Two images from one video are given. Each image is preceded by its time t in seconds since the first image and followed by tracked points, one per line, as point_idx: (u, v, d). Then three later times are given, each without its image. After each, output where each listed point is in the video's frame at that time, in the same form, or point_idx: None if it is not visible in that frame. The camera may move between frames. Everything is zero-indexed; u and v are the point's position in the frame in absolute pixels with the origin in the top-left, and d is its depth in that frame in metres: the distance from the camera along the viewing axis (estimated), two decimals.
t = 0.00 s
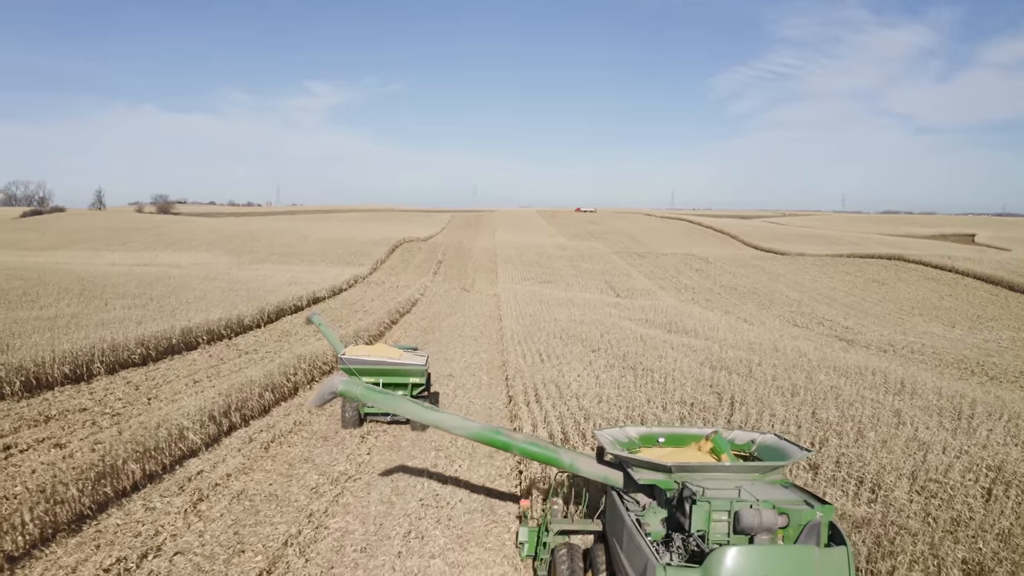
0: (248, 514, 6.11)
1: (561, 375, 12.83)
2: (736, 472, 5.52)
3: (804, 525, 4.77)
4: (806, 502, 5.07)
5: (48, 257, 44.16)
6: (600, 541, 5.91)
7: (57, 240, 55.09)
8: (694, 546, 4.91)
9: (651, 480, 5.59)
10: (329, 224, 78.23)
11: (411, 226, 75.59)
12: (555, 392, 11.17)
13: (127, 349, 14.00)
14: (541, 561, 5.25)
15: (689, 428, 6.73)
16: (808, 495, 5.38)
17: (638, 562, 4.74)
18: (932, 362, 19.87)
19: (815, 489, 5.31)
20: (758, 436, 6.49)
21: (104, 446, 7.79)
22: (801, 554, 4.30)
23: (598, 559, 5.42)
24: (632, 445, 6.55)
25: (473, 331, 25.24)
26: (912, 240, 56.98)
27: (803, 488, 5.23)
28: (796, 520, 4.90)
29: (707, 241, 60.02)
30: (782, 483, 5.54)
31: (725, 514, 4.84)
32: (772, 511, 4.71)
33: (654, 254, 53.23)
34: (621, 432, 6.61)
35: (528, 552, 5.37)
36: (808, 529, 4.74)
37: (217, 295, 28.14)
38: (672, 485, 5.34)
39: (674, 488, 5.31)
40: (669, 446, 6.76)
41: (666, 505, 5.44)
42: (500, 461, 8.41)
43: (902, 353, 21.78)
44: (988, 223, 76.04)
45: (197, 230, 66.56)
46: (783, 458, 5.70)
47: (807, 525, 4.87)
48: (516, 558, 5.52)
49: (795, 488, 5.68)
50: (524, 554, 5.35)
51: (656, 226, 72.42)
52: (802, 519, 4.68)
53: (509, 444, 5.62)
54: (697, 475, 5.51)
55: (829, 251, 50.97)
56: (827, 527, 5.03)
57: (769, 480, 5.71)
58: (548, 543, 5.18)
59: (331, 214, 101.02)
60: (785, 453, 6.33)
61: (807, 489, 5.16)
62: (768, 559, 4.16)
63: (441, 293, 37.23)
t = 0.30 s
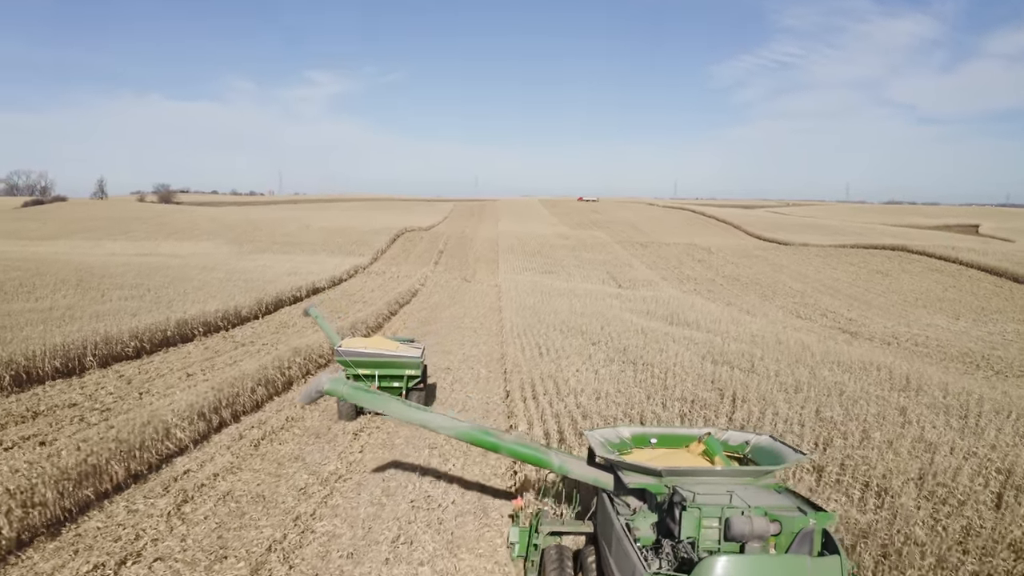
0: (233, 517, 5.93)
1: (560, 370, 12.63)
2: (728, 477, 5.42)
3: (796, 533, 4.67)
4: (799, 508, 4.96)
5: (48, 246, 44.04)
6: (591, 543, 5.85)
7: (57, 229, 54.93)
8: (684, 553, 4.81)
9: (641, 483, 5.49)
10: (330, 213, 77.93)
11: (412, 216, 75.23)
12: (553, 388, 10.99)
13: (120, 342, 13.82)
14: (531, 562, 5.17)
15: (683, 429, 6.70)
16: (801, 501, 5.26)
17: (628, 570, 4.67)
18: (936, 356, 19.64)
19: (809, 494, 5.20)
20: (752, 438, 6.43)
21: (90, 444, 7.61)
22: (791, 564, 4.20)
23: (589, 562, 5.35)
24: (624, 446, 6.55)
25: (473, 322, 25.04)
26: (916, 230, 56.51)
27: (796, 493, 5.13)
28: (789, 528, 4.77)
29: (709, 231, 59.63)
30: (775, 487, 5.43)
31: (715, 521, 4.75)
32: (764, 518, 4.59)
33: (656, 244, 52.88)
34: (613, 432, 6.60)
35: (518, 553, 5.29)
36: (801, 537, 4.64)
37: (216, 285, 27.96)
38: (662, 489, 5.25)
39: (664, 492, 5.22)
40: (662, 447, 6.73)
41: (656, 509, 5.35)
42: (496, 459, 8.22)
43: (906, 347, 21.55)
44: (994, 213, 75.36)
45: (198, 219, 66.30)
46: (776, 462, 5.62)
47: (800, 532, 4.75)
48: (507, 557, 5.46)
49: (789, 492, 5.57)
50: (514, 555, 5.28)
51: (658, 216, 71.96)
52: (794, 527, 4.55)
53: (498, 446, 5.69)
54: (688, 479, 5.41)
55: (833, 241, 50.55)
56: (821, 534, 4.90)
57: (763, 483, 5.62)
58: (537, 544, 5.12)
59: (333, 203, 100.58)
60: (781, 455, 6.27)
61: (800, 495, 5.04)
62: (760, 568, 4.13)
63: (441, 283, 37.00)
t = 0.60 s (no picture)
0: (218, 520, 5.76)
1: (558, 364, 12.44)
2: (720, 481, 5.27)
3: (789, 539, 4.56)
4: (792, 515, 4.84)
5: (48, 236, 43.90)
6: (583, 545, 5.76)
7: (57, 218, 54.77)
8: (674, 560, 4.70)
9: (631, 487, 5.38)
10: (331, 202, 77.55)
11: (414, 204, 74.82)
12: (551, 383, 10.81)
13: (112, 335, 13.66)
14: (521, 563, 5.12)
15: (676, 429, 6.63)
16: (794, 506, 5.14)
17: None
18: (940, 349, 19.40)
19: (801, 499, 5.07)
20: (747, 439, 6.37)
21: (75, 442, 7.45)
22: (782, 573, 4.23)
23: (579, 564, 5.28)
24: (616, 446, 6.49)
25: (472, 313, 24.85)
26: (920, 220, 56.04)
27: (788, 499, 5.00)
28: (781, 535, 4.64)
29: (713, 220, 59.16)
30: (769, 491, 5.29)
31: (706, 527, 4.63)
32: (756, 525, 4.46)
33: (659, 233, 52.50)
34: (604, 432, 6.53)
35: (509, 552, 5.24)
36: (794, 544, 4.52)
37: (214, 275, 27.80)
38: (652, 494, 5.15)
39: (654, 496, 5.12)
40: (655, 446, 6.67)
41: (646, 513, 5.24)
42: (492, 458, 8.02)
43: (910, 339, 21.31)
44: (999, 203, 74.62)
45: (198, 207, 66.00)
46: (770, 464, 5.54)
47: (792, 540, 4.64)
48: (497, 558, 5.37)
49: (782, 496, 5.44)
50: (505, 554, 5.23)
51: (661, 204, 71.48)
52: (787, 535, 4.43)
53: (487, 446, 5.53)
54: (678, 483, 5.28)
55: (837, 230, 50.11)
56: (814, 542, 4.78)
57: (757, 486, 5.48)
58: (528, 545, 5.09)
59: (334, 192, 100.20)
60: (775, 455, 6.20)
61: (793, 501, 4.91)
62: None
63: (442, 273, 36.78)
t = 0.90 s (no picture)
0: (203, 523, 5.61)
1: (557, 358, 12.25)
2: (711, 485, 5.21)
3: (780, 547, 4.52)
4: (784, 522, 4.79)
5: (48, 225, 43.75)
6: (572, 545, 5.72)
7: (58, 207, 54.65)
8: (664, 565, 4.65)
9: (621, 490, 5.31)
10: (333, 190, 77.24)
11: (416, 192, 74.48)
12: (549, 378, 10.66)
13: (105, 327, 13.55)
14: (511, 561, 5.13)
15: (669, 428, 6.50)
16: (787, 512, 5.07)
17: None
18: (945, 341, 19.16)
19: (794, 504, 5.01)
20: (741, 439, 6.28)
21: (60, 439, 7.30)
22: None
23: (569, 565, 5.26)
24: (608, 446, 6.34)
25: (472, 303, 24.64)
26: (925, 208, 55.47)
27: (781, 505, 4.94)
28: (772, 542, 4.62)
29: (716, 208, 58.73)
30: (761, 495, 5.22)
31: (696, 534, 4.58)
32: (747, 532, 4.44)
33: (662, 222, 52.16)
34: (596, 431, 6.38)
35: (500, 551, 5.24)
36: (786, 551, 4.47)
37: (213, 265, 27.62)
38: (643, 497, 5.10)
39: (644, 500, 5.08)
40: (648, 446, 6.53)
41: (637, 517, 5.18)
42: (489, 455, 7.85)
43: (915, 330, 21.09)
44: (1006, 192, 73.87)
45: (199, 196, 65.83)
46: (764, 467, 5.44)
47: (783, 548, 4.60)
48: (488, 562, 5.26)
49: (775, 500, 5.35)
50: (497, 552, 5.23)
51: (664, 192, 71.01)
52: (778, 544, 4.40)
53: (475, 446, 5.40)
54: (669, 487, 5.23)
55: (841, 219, 49.69)
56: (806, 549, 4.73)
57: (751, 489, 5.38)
58: (518, 546, 5.07)
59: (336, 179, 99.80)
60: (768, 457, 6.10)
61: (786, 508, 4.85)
62: None
63: (443, 262, 36.59)
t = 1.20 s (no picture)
0: (187, 526, 5.46)
1: (555, 352, 12.07)
2: (703, 492, 5.10)
3: (773, 556, 4.42)
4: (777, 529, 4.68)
5: (47, 213, 43.60)
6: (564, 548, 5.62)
7: (58, 195, 54.47)
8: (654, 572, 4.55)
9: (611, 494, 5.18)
10: (334, 178, 76.94)
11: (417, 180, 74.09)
12: (547, 374, 10.50)
13: (98, 320, 13.42)
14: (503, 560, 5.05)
15: (663, 428, 6.35)
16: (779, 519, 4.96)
17: None
18: (949, 334, 18.94)
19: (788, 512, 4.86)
20: (735, 439, 6.14)
21: (45, 437, 7.14)
22: None
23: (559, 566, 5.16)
24: (599, 446, 6.18)
25: (472, 293, 24.45)
26: (929, 198, 55.06)
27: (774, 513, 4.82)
28: (764, 551, 4.52)
29: (718, 197, 58.32)
30: (754, 502, 5.09)
31: (686, 542, 4.47)
32: (737, 541, 4.35)
33: (664, 210, 51.82)
34: (587, 432, 6.22)
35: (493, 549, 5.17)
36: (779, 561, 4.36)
37: (211, 254, 27.46)
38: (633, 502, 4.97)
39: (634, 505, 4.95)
40: (641, 446, 6.37)
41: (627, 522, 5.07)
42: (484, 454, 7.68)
43: (918, 322, 20.87)
44: (1012, 181, 73.18)
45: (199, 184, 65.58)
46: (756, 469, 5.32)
47: (776, 556, 4.49)
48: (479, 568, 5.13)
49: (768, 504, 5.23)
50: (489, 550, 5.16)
51: (667, 180, 70.52)
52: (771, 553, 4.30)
53: (463, 447, 5.16)
54: (660, 491, 5.07)
55: (845, 208, 49.28)
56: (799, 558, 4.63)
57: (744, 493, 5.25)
58: (508, 546, 5.02)
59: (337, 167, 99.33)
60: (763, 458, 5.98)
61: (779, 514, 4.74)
62: None
63: (443, 250, 36.37)
